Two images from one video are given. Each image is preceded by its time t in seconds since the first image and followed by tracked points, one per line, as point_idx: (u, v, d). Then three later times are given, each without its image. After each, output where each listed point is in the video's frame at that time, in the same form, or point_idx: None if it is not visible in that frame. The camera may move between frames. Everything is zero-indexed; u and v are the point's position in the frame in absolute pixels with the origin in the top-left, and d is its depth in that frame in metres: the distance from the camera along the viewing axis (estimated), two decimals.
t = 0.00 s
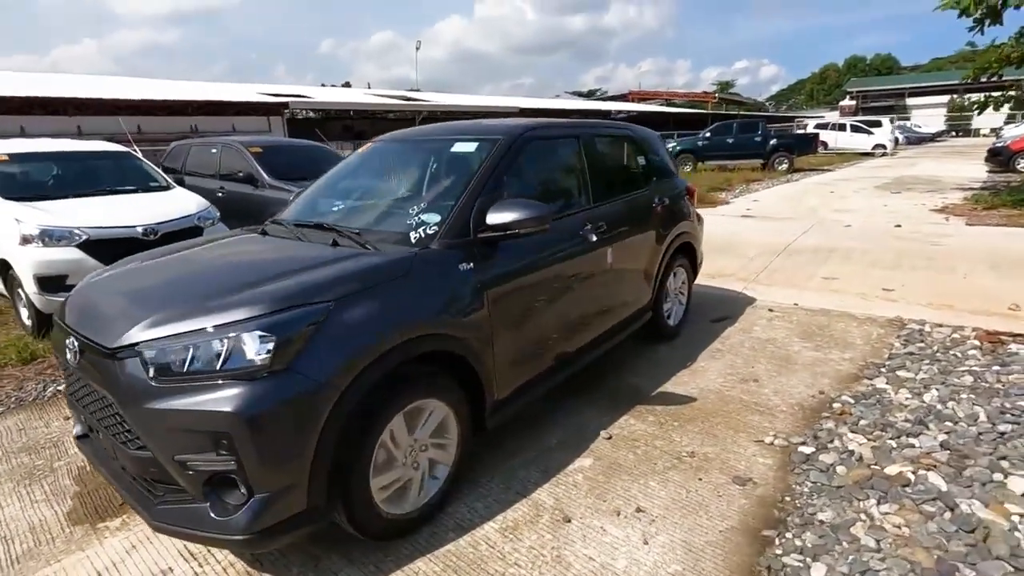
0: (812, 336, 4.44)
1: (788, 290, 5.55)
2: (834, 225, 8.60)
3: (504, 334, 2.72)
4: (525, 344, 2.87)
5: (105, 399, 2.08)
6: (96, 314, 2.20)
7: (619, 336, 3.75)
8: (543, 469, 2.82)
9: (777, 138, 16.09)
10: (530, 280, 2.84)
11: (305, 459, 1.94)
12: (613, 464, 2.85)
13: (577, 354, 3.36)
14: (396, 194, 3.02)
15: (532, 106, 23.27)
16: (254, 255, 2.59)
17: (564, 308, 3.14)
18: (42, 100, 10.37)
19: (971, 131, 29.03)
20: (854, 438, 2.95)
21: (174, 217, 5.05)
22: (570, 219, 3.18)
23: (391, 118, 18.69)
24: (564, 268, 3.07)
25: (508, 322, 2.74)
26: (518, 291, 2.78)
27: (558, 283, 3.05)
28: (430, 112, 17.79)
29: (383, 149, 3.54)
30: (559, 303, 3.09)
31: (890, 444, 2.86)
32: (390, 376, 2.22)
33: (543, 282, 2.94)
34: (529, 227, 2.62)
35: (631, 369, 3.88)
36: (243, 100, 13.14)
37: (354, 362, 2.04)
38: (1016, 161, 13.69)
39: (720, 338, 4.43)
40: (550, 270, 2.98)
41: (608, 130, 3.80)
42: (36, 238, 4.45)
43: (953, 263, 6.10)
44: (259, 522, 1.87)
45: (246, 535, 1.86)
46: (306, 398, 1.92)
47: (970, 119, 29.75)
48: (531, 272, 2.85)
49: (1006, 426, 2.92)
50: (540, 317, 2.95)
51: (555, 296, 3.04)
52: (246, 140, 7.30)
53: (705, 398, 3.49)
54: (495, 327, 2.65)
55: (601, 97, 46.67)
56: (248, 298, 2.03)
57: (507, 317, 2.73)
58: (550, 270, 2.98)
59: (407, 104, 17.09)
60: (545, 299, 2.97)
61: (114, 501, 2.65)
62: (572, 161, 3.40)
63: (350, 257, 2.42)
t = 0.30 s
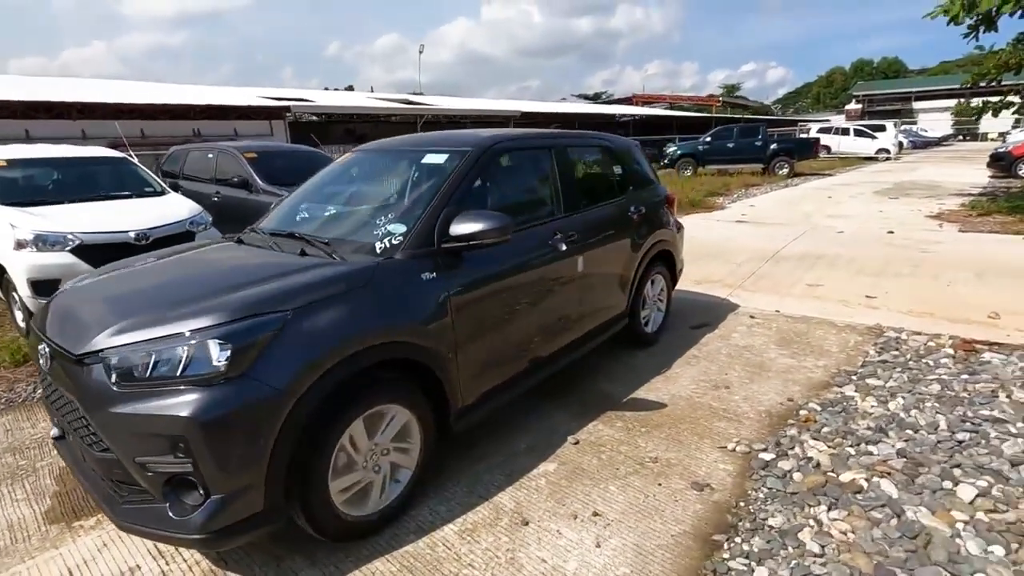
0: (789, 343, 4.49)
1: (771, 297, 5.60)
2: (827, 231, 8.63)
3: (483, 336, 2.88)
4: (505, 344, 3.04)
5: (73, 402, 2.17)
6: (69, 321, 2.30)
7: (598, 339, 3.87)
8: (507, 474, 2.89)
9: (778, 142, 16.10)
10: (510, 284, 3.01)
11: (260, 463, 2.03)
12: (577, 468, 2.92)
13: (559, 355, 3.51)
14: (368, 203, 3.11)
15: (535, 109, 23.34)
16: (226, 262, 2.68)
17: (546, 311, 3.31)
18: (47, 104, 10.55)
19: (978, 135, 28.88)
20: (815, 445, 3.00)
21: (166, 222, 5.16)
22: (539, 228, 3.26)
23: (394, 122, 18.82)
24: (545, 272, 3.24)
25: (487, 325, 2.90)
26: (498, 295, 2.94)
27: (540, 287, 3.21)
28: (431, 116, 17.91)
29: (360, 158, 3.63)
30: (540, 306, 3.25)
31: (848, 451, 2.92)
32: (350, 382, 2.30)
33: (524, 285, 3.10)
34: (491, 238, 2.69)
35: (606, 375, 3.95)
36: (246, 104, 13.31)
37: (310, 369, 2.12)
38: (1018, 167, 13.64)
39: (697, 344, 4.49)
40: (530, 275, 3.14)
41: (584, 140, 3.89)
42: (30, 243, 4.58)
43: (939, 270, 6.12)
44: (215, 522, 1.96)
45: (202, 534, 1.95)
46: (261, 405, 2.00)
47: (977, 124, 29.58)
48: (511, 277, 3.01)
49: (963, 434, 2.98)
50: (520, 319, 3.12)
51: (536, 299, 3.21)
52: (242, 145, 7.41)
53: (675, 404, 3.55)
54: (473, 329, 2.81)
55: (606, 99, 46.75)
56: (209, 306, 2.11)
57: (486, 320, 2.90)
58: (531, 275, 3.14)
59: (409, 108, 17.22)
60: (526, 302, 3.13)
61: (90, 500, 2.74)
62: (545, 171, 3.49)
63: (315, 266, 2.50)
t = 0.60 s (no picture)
0: (772, 339, 4.58)
1: (760, 295, 5.68)
2: (823, 230, 8.68)
3: (471, 325, 3.04)
4: (492, 333, 3.21)
5: (67, 382, 2.31)
6: (65, 307, 2.44)
7: (584, 332, 3.99)
8: (485, 459, 3.01)
9: (781, 143, 16.12)
10: (497, 276, 3.17)
11: (240, 440, 2.16)
12: (552, 454, 3.03)
13: (546, 344, 3.66)
14: (354, 197, 3.23)
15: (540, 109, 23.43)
16: (216, 254, 2.81)
17: (534, 302, 3.47)
18: (57, 104, 10.79)
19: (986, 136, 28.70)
20: (784, 435, 3.10)
21: (167, 219, 5.32)
22: (519, 224, 3.37)
23: (399, 122, 18.98)
24: (533, 265, 3.40)
25: (475, 314, 3.06)
26: (486, 286, 3.11)
27: (527, 280, 3.38)
28: (436, 116, 18.06)
29: (350, 155, 3.76)
30: (528, 297, 3.42)
31: (815, 440, 3.02)
32: (329, 366, 2.43)
33: (512, 278, 3.27)
34: (468, 231, 2.80)
35: (589, 368, 4.06)
36: (252, 103, 13.51)
37: (289, 352, 2.25)
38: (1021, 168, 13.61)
39: (681, 340, 4.58)
40: (518, 268, 3.30)
41: (570, 140, 4.01)
42: (35, 237, 4.74)
43: (929, 270, 6.18)
44: (197, 494, 2.09)
45: (185, 505, 2.08)
46: (241, 385, 2.13)
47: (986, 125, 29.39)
48: (498, 269, 3.17)
49: (928, 425, 3.08)
50: (508, 310, 3.28)
51: (524, 291, 3.37)
52: (244, 144, 7.58)
53: (653, 395, 3.65)
54: (460, 318, 2.97)
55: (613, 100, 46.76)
56: (194, 293, 2.25)
57: (474, 309, 3.06)
58: (518, 267, 3.30)
59: (414, 108, 17.36)
60: (514, 294, 3.30)
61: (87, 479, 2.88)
62: (528, 169, 3.61)
63: (299, 257, 2.63)
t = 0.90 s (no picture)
0: (753, 337, 4.67)
1: (746, 295, 5.78)
2: (816, 232, 8.75)
3: (457, 319, 3.19)
4: (479, 327, 3.34)
5: (59, 372, 2.44)
6: (59, 301, 2.58)
7: (568, 328, 4.12)
8: (461, 450, 3.12)
9: (781, 145, 16.17)
10: (483, 273, 3.31)
11: (220, 427, 2.28)
12: (527, 446, 3.14)
13: (531, 340, 3.78)
14: (337, 197, 3.35)
15: (542, 111, 23.53)
16: (203, 251, 2.94)
17: (521, 298, 3.61)
18: (63, 105, 11.00)
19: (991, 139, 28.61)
20: (752, 428, 3.20)
21: (166, 218, 5.46)
22: (499, 223, 3.49)
23: (401, 124, 19.14)
24: (519, 263, 3.54)
25: (461, 309, 3.20)
26: (473, 282, 3.25)
27: (514, 276, 3.52)
28: (438, 118, 18.21)
29: (337, 155, 3.87)
30: (515, 293, 3.56)
31: (781, 433, 3.12)
32: (309, 357, 2.55)
33: (498, 274, 3.41)
34: (444, 230, 2.92)
35: (570, 364, 4.18)
36: (255, 106, 13.68)
37: (267, 343, 2.37)
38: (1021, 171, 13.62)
39: (663, 338, 4.68)
40: (504, 265, 3.44)
41: (554, 142, 4.13)
42: (37, 235, 4.89)
43: (915, 271, 6.26)
44: (177, 477, 2.22)
45: (166, 487, 2.21)
46: (220, 374, 2.25)
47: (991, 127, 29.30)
48: (483, 266, 3.30)
49: (891, 420, 3.18)
50: (494, 306, 3.42)
51: (510, 288, 3.51)
52: (243, 146, 7.73)
53: (629, 390, 3.76)
54: (445, 312, 3.11)
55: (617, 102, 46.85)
56: (177, 287, 2.37)
57: (460, 304, 3.20)
58: (503, 265, 3.44)
59: (416, 110, 17.50)
60: (501, 290, 3.44)
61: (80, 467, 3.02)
62: (511, 170, 3.73)
63: (281, 254, 2.75)
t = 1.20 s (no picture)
0: (753, 338, 4.70)
1: (748, 297, 5.81)
2: (822, 236, 8.76)
3: (459, 317, 3.26)
4: (481, 325, 3.41)
5: (73, 363, 2.53)
6: (74, 296, 2.67)
7: (569, 329, 4.17)
8: (462, 445, 3.18)
9: (788, 150, 16.17)
10: (486, 272, 3.38)
11: (227, 417, 2.36)
12: (526, 442, 3.20)
13: (532, 339, 3.85)
14: (343, 197, 3.43)
15: (550, 115, 23.63)
16: (213, 248, 3.03)
17: (523, 297, 3.68)
18: (78, 109, 11.20)
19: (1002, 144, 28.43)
20: (749, 426, 3.24)
21: (177, 219, 5.57)
22: (500, 223, 3.55)
23: (410, 128, 19.29)
24: (521, 262, 3.61)
25: (463, 307, 3.27)
26: (476, 281, 3.32)
27: (516, 276, 3.59)
28: (446, 122, 18.34)
29: (344, 156, 3.95)
30: (517, 293, 3.63)
31: (777, 431, 3.16)
32: (313, 351, 2.62)
33: (500, 274, 3.48)
34: (446, 229, 2.99)
35: (571, 364, 4.23)
36: (266, 110, 13.86)
37: (272, 337, 2.45)
38: None
39: (664, 339, 4.73)
40: (505, 265, 3.51)
41: (557, 145, 4.20)
42: (52, 235, 5.01)
43: (919, 274, 6.27)
44: (186, 464, 2.30)
45: (175, 474, 2.29)
46: (227, 366, 2.33)
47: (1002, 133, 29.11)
48: (485, 266, 3.38)
49: (887, 419, 3.22)
50: (496, 304, 3.49)
51: (512, 287, 3.58)
52: (253, 149, 7.85)
53: (629, 389, 3.81)
54: (447, 310, 3.18)
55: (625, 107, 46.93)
56: (188, 282, 2.45)
57: (462, 303, 3.27)
58: (505, 265, 3.51)
59: (425, 114, 17.63)
60: (503, 289, 3.51)
61: (91, 457, 3.10)
62: (514, 172, 3.80)
63: (287, 252, 2.83)
